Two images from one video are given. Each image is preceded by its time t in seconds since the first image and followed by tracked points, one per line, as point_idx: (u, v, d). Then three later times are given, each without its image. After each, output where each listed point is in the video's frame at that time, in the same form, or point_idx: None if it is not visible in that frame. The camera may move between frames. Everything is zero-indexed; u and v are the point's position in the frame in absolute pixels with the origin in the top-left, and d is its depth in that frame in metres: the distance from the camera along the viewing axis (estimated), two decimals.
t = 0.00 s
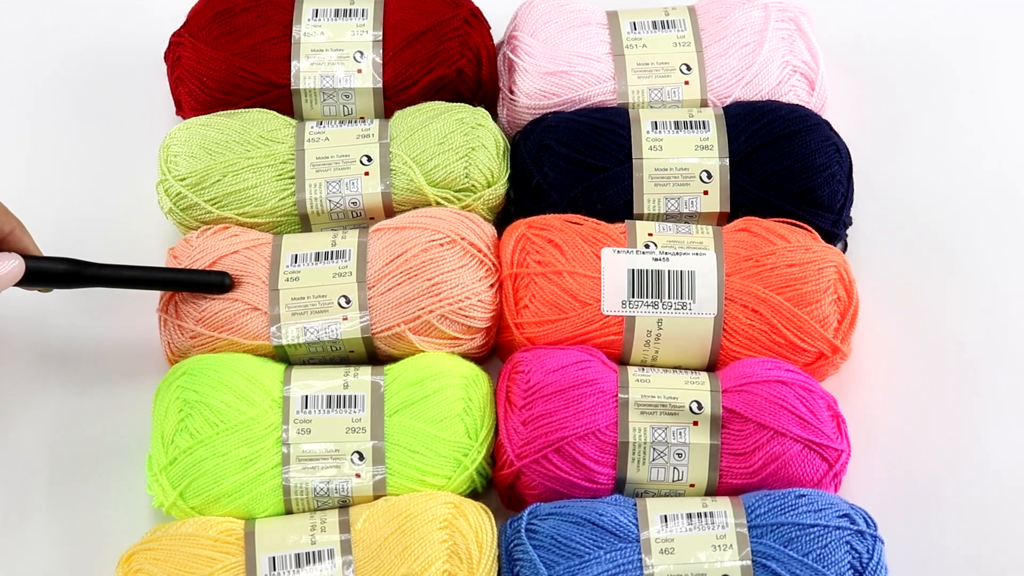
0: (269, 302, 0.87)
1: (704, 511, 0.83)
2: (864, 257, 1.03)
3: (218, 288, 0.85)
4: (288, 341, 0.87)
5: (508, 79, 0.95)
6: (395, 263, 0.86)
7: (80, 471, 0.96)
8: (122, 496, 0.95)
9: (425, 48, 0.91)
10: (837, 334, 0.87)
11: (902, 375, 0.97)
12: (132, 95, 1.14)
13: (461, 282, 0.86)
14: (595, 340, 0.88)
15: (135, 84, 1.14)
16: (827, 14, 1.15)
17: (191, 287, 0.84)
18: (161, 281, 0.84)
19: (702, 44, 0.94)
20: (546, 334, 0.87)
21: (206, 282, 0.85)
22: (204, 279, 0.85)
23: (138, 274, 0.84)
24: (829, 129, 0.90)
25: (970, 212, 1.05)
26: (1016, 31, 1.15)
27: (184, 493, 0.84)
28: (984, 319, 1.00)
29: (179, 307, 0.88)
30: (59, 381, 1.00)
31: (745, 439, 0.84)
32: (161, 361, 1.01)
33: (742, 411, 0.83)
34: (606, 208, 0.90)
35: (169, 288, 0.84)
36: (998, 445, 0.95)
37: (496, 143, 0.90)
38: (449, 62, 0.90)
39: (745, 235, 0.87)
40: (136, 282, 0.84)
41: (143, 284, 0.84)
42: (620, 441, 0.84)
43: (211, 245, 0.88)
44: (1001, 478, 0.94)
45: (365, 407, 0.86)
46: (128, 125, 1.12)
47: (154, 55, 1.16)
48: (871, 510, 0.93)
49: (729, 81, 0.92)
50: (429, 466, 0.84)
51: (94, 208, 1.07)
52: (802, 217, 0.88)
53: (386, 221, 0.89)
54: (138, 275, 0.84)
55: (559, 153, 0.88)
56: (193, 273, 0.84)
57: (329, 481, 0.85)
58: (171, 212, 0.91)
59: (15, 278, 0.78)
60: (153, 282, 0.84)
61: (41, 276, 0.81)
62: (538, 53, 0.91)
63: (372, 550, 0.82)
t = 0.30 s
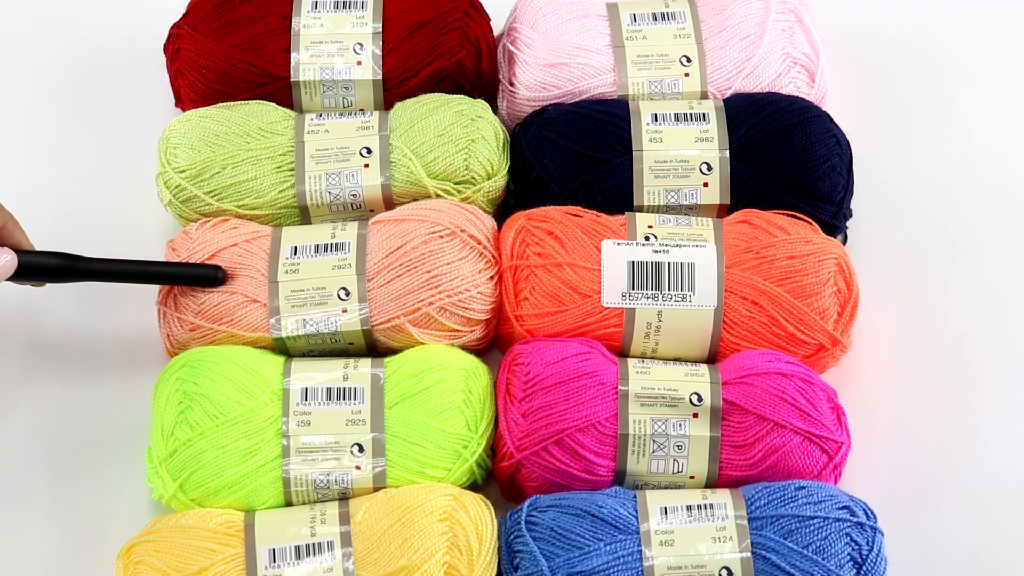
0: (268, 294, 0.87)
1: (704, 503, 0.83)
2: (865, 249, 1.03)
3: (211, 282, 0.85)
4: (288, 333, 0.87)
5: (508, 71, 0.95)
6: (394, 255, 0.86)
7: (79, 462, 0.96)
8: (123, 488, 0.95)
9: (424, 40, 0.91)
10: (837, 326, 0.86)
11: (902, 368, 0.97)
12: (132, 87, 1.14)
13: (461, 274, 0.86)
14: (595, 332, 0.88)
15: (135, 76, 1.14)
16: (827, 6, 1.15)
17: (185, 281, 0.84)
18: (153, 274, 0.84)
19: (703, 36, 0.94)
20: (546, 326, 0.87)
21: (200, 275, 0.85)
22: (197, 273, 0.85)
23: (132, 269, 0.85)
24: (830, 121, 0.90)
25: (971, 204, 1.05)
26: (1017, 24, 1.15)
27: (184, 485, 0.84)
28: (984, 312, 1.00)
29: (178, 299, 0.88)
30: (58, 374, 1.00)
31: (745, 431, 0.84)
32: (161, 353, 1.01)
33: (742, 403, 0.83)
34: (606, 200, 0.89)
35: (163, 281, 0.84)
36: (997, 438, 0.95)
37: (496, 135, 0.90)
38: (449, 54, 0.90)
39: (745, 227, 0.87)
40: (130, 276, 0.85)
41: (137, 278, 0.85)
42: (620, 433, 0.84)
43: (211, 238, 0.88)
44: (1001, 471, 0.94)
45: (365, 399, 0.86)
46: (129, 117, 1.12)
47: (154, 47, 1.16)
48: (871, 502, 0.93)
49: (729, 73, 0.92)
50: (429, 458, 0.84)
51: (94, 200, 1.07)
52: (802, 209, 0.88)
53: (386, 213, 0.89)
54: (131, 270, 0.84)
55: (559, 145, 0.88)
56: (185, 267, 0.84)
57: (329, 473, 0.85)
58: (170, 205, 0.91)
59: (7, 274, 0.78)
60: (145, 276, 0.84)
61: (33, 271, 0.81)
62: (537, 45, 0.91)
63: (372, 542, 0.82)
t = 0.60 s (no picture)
0: (268, 285, 0.87)
1: (704, 494, 0.83)
2: (865, 241, 1.02)
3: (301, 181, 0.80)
4: (288, 325, 0.87)
5: (508, 62, 0.95)
6: (394, 247, 0.86)
7: (80, 454, 0.96)
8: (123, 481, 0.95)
9: (424, 31, 0.91)
10: (837, 318, 0.86)
11: (902, 359, 0.97)
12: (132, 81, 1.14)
13: (461, 266, 0.86)
14: (595, 324, 0.87)
15: (135, 68, 1.14)
16: None
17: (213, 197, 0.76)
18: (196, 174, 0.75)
19: (703, 28, 0.94)
20: (546, 318, 0.87)
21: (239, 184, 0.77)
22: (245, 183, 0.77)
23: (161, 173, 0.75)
24: (830, 113, 0.89)
25: (971, 197, 1.04)
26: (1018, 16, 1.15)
27: (184, 477, 0.84)
28: (984, 304, 1.00)
29: (178, 290, 0.88)
30: (59, 366, 1.00)
31: (745, 423, 0.84)
32: (162, 345, 1.01)
33: (742, 394, 0.83)
34: (606, 191, 0.89)
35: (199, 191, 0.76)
36: (998, 430, 0.95)
37: (496, 126, 0.89)
38: (449, 46, 0.90)
39: (745, 219, 0.87)
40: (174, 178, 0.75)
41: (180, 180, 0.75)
42: (620, 425, 0.84)
43: (210, 229, 0.88)
44: (1001, 463, 0.94)
45: (365, 391, 0.86)
46: (128, 109, 1.12)
47: (154, 40, 1.15)
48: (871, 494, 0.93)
49: (730, 64, 0.92)
50: (429, 449, 0.84)
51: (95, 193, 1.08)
52: (802, 200, 0.88)
53: (386, 205, 0.89)
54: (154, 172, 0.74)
55: (559, 137, 0.88)
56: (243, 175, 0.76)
57: (329, 464, 0.85)
58: (171, 196, 0.91)
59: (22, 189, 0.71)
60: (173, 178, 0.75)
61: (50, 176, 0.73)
62: (538, 36, 0.91)
63: (372, 534, 0.82)
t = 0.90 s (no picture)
0: (268, 276, 0.87)
1: (704, 485, 0.83)
2: (865, 232, 1.02)
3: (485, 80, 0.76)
4: (288, 315, 0.87)
5: (508, 53, 0.95)
6: (394, 238, 0.86)
7: (79, 446, 0.96)
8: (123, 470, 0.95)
9: (424, 22, 0.90)
10: (838, 308, 0.86)
11: (903, 350, 0.97)
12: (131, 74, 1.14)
13: (461, 257, 0.86)
14: (595, 315, 0.87)
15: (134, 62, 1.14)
16: None
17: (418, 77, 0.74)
18: (423, 70, 0.73)
19: (703, 19, 0.94)
20: (546, 309, 0.87)
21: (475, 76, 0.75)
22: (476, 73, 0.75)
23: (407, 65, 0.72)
24: (831, 103, 0.89)
25: (972, 188, 1.04)
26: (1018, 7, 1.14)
27: (184, 468, 0.83)
28: (985, 295, 1.00)
29: (178, 280, 0.87)
30: (59, 358, 1.00)
31: (745, 413, 0.84)
32: (161, 336, 1.01)
33: (742, 385, 0.83)
34: (606, 182, 0.89)
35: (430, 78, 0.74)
36: (998, 421, 0.95)
37: (496, 117, 0.89)
38: (449, 37, 0.89)
39: (746, 210, 0.87)
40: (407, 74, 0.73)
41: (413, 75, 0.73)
42: (620, 415, 0.84)
43: (211, 219, 0.88)
44: (1001, 453, 0.94)
45: (365, 381, 0.86)
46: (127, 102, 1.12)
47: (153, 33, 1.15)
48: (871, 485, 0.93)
49: (730, 55, 0.92)
50: (429, 440, 0.84)
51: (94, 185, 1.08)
52: (803, 191, 0.87)
53: (386, 195, 0.89)
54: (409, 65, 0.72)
55: (560, 127, 0.88)
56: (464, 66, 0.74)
57: (329, 455, 0.85)
58: (171, 186, 0.91)
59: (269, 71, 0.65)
60: (433, 76, 0.74)
61: (302, 66, 0.69)
62: (538, 26, 0.91)
63: (372, 525, 0.82)
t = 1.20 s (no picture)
0: (268, 268, 0.87)
1: (704, 476, 0.84)
2: (866, 224, 1.02)
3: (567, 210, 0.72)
4: (288, 307, 0.88)
5: (508, 44, 0.95)
6: (395, 229, 0.86)
7: (78, 437, 0.96)
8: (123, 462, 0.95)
9: (425, 12, 0.91)
10: (838, 299, 0.86)
11: (903, 341, 0.97)
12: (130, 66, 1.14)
13: (461, 248, 0.85)
14: (595, 306, 0.87)
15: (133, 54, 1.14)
16: None
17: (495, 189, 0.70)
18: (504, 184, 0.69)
19: (703, 10, 0.94)
20: (546, 300, 0.87)
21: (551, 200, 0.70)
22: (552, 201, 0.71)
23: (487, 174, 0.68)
24: (832, 94, 0.89)
25: (972, 179, 1.04)
26: None
27: (184, 459, 0.83)
28: (986, 286, 1.00)
29: (178, 272, 0.87)
30: (59, 350, 1.00)
31: (745, 405, 0.84)
32: (160, 328, 1.01)
33: (742, 376, 0.83)
34: (606, 173, 0.89)
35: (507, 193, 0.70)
36: (998, 412, 0.95)
37: (496, 108, 0.89)
38: (449, 27, 0.90)
39: (746, 201, 0.87)
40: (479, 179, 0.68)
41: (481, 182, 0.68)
42: (620, 407, 0.84)
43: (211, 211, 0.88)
44: (1002, 444, 0.94)
45: (365, 372, 0.85)
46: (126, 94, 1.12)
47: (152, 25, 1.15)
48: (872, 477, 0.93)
49: (731, 46, 0.92)
50: (429, 431, 0.84)
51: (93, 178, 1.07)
52: (804, 182, 0.87)
53: (385, 187, 0.89)
54: (508, 180, 0.69)
55: (560, 118, 0.87)
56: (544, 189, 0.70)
57: (329, 446, 0.85)
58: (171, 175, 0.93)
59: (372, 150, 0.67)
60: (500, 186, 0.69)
61: (394, 157, 0.68)
62: (538, 17, 0.91)
63: (372, 516, 0.82)
